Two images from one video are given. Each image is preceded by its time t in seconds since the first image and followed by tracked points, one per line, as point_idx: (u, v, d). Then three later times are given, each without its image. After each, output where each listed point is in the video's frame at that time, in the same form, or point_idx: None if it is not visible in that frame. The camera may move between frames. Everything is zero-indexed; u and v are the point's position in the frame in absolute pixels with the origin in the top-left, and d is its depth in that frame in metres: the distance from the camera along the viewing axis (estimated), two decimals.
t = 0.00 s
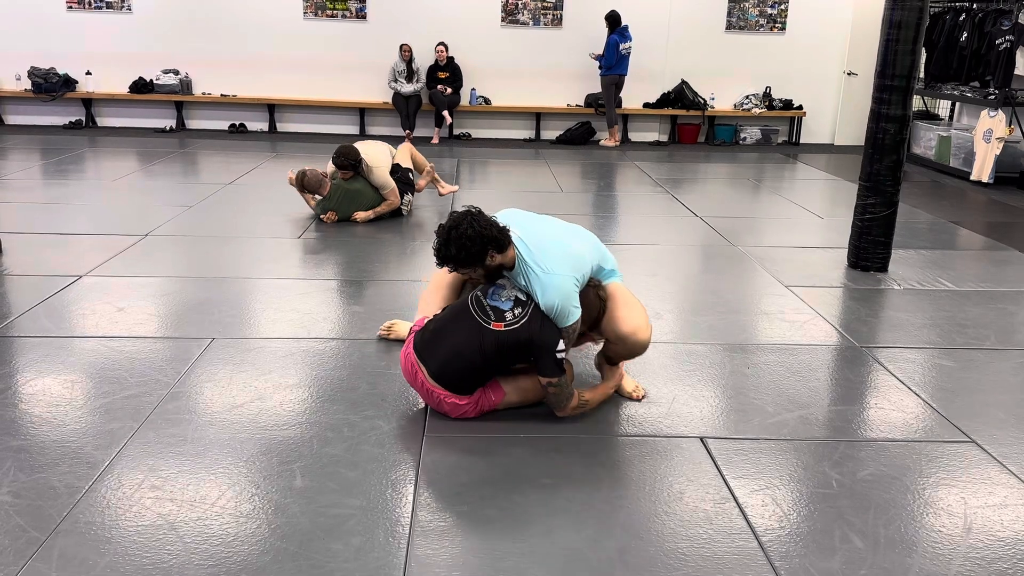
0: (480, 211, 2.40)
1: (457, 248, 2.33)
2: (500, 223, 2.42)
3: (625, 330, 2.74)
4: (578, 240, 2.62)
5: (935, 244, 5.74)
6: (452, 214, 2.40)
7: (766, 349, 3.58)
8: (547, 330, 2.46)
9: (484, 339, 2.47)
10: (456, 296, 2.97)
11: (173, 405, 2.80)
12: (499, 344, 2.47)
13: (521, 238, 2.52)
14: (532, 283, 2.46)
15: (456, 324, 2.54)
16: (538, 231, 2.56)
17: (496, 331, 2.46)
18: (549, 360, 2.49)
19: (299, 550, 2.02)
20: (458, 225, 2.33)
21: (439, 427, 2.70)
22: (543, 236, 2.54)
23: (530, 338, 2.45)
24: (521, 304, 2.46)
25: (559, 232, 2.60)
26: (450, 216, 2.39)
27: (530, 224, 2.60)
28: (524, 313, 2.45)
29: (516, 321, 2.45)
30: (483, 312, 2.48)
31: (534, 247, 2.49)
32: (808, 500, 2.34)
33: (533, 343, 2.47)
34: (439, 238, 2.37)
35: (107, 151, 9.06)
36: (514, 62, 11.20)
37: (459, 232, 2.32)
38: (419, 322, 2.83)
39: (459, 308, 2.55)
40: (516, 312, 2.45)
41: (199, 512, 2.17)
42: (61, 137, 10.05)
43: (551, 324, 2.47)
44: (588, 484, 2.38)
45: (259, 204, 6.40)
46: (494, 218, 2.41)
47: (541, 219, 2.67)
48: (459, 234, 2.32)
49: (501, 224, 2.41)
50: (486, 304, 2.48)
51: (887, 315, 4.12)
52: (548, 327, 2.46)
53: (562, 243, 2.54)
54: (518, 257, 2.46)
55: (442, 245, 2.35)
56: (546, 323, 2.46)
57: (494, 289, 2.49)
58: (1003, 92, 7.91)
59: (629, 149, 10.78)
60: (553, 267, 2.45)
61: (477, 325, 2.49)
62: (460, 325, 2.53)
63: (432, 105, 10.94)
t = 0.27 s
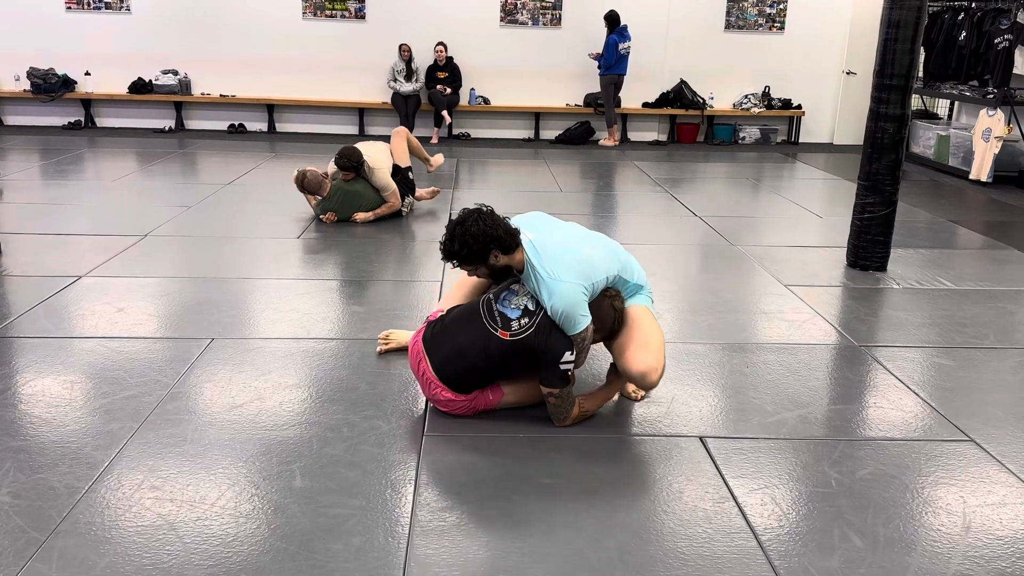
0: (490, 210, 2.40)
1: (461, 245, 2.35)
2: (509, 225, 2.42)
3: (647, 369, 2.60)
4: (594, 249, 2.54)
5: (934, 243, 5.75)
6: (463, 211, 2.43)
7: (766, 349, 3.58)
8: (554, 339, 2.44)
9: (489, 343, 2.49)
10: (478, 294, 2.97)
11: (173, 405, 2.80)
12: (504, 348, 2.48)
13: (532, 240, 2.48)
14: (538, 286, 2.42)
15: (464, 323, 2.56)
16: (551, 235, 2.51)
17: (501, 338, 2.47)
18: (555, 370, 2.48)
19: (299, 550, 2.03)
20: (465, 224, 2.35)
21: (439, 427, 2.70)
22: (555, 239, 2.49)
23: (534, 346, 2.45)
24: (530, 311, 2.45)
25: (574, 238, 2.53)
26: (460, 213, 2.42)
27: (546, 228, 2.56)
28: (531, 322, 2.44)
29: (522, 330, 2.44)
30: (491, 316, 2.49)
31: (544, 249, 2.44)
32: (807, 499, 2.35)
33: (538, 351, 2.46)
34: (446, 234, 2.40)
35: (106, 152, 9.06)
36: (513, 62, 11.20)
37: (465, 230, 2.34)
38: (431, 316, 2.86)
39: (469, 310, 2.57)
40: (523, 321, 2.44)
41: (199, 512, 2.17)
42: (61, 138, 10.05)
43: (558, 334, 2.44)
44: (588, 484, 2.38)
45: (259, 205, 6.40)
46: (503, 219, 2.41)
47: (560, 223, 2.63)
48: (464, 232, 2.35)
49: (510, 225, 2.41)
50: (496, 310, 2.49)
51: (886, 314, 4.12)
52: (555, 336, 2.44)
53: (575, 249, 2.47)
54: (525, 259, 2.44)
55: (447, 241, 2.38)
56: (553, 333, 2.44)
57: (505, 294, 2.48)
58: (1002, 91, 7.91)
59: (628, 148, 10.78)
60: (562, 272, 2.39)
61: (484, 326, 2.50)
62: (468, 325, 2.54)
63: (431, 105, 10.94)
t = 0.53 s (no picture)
0: (483, 225, 2.39)
1: (451, 261, 2.36)
2: (504, 239, 2.40)
3: (650, 425, 2.58)
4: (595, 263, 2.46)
5: (933, 242, 5.75)
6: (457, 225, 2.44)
7: (765, 348, 3.58)
8: (541, 352, 2.37)
9: (484, 352, 2.47)
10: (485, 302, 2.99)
11: (172, 406, 2.80)
12: (496, 358, 2.45)
13: (529, 254, 2.43)
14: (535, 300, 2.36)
15: (463, 330, 2.57)
16: (549, 248, 2.45)
17: (494, 348, 2.45)
18: (529, 380, 2.38)
19: (299, 551, 2.02)
20: (455, 237, 2.37)
21: (439, 427, 2.70)
22: (553, 254, 2.42)
23: (522, 357, 2.39)
24: (524, 323, 2.41)
25: (574, 251, 2.46)
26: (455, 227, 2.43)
27: (545, 241, 2.51)
28: (523, 333, 2.41)
29: (513, 340, 2.41)
30: (489, 325, 2.48)
31: (541, 264, 2.38)
32: (807, 498, 2.35)
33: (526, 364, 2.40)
34: (438, 247, 2.42)
35: (105, 152, 9.06)
36: (512, 62, 11.20)
37: (455, 245, 2.36)
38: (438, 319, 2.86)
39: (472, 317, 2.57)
40: (515, 331, 2.41)
41: (198, 513, 2.17)
42: (60, 138, 10.04)
43: (547, 347, 2.37)
44: (587, 484, 2.38)
45: (258, 205, 6.40)
46: (497, 233, 2.39)
47: (561, 235, 2.57)
48: (455, 246, 2.36)
49: (504, 239, 2.39)
50: (494, 320, 2.48)
51: (886, 313, 4.12)
52: (544, 349, 2.37)
53: (574, 263, 2.40)
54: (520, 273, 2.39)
55: (439, 255, 2.39)
56: (542, 345, 2.37)
57: (506, 305, 2.47)
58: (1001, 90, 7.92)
59: (627, 148, 10.79)
60: (561, 287, 2.31)
61: (481, 336, 2.50)
62: (467, 333, 2.55)
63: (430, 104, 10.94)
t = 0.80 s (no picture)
0: (471, 243, 2.30)
1: (438, 279, 2.26)
2: (494, 256, 2.31)
3: (662, 434, 2.56)
4: (588, 280, 2.40)
5: (932, 241, 5.75)
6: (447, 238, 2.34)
7: (765, 347, 3.58)
8: (524, 363, 2.33)
9: (472, 353, 2.48)
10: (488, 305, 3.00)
11: (171, 405, 2.80)
12: (484, 363, 2.45)
13: (519, 271, 2.38)
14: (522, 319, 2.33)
15: (459, 332, 2.58)
16: (540, 265, 2.40)
17: (482, 351, 2.45)
18: (509, 394, 2.32)
19: (298, 550, 2.02)
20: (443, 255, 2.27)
21: (438, 427, 2.70)
22: (544, 271, 2.37)
23: (506, 365, 2.37)
24: (514, 330, 2.40)
25: (565, 268, 2.41)
26: (444, 242, 2.33)
27: (538, 255, 2.46)
28: (512, 340, 2.39)
29: (500, 346, 2.40)
30: (483, 328, 2.49)
31: (530, 283, 2.34)
32: (806, 497, 2.35)
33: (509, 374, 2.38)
34: (427, 263, 2.32)
35: (104, 152, 9.05)
36: (511, 61, 11.20)
37: (442, 264, 2.26)
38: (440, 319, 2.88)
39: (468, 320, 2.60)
40: (504, 337, 2.40)
41: (198, 512, 2.17)
42: (58, 138, 10.03)
43: (531, 359, 2.33)
44: (587, 483, 2.38)
45: (257, 204, 6.40)
46: (486, 252, 2.30)
47: (555, 247, 2.50)
48: (443, 266, 2.26)
49: (494, 259, 2.30)
50: (488, 324, 2.48)
51: (885, 312, 4.12)
52: (528, 361, 2.33)
53: (564, 282, 2.35)
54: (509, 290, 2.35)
55: (426, 272, 2.30)
56: (526, 356, 2.34)
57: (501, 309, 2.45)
58: (1000, 89, 7.92)
59: (626, 147, 10.79)
60: (549, 306, 2.28)
61: (473, 338, 2.51)
62: (463, 334, 2.56)
63: (429, 104, 10.93)
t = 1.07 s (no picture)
0: (456, 239, 2.32)
1: (422, 277, 2.28)
2: (478, 253, 2.32)
3: (661, 435, 2.57)
4: (576, 275, 2.39)
5: (930, 239, 5.76)
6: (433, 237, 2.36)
7: (763, 346, 3.58)
8: (511, 362, 2.33)
9: (461, 356, 2.48)
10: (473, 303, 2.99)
11: (169, 405, 2.80)
12: (472, 364, 2.45)
13: (506, 266, 2.38)
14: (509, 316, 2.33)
15: (447, 336, 2.58)
16: (527, 261, 2.39)
17: (469, 354, 2.45)
18: (498, 394, 2.31)
19: (296, 549, 2.02)
20: (426, 254, 2.29)
21: (436, 425, 2.70)
22: (532, 267, 2.37)
23: (494, 364, 2.37)
24: (500, 329, 2.40)
25: (553, 263, 2.40)
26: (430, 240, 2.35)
27: (526, 251, 2.44)
28: (498, 340, 2.39)
29: (486, 347, 2.40)
30: (470, 330, 2.49)
31: (516, 279, 2.33)
32: (804, 495, 2.35)
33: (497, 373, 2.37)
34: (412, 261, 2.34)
35: (102, 151, 9.04)
36: (510, 60, 11.20)
37: (426, 262, 2.28)
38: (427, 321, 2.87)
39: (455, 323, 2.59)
40: (490, 338, 2.40)
41: (195, 512, 2.17)
42: (56, 138, 10.02)
43: (518, 357, 2.33)
44: (584, 482, 2.38)
45: (256, 204, 6.40)
46: (471, 249, 2.31)
47: (544, 242, 2.49)
48: (427, 263, 2.28)
49: (478, 256, 2.30)
50: (475, 325, 2.48)
51: (882, 311, 4.13)
52: (516, 359, 2.33)
53: (551, 278, 2.34)
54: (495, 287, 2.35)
55: (411, 271, 2.32)
56: (514, 355, 2.34)
57: (488, 310, 2.46)
58: (998, 87, 7.92)
59: (625, 146, 10.79)
60: (536, 303, 2.27)
61: (461, 341, 2.51)
62: (451, 337, 2.56)
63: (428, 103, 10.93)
